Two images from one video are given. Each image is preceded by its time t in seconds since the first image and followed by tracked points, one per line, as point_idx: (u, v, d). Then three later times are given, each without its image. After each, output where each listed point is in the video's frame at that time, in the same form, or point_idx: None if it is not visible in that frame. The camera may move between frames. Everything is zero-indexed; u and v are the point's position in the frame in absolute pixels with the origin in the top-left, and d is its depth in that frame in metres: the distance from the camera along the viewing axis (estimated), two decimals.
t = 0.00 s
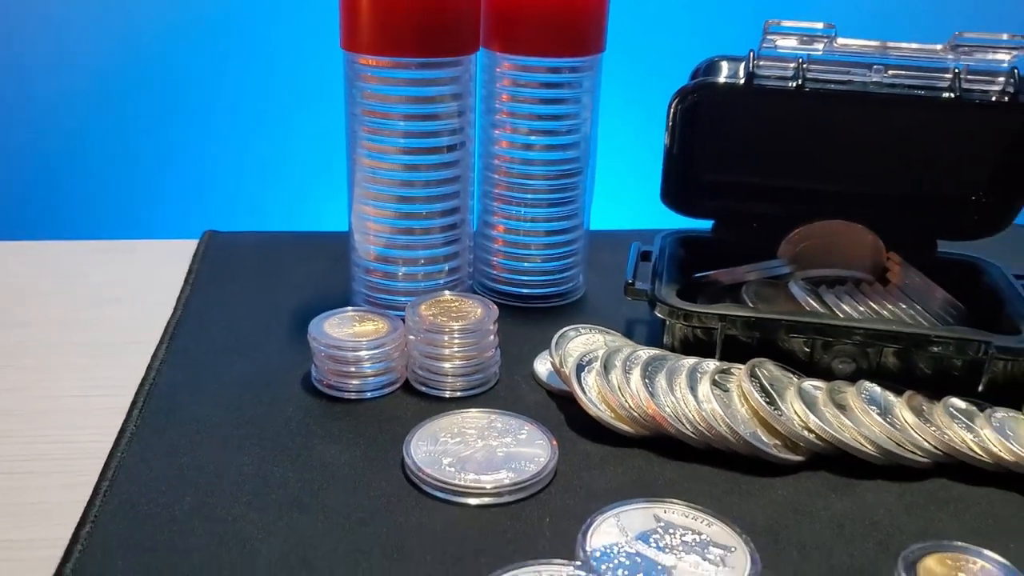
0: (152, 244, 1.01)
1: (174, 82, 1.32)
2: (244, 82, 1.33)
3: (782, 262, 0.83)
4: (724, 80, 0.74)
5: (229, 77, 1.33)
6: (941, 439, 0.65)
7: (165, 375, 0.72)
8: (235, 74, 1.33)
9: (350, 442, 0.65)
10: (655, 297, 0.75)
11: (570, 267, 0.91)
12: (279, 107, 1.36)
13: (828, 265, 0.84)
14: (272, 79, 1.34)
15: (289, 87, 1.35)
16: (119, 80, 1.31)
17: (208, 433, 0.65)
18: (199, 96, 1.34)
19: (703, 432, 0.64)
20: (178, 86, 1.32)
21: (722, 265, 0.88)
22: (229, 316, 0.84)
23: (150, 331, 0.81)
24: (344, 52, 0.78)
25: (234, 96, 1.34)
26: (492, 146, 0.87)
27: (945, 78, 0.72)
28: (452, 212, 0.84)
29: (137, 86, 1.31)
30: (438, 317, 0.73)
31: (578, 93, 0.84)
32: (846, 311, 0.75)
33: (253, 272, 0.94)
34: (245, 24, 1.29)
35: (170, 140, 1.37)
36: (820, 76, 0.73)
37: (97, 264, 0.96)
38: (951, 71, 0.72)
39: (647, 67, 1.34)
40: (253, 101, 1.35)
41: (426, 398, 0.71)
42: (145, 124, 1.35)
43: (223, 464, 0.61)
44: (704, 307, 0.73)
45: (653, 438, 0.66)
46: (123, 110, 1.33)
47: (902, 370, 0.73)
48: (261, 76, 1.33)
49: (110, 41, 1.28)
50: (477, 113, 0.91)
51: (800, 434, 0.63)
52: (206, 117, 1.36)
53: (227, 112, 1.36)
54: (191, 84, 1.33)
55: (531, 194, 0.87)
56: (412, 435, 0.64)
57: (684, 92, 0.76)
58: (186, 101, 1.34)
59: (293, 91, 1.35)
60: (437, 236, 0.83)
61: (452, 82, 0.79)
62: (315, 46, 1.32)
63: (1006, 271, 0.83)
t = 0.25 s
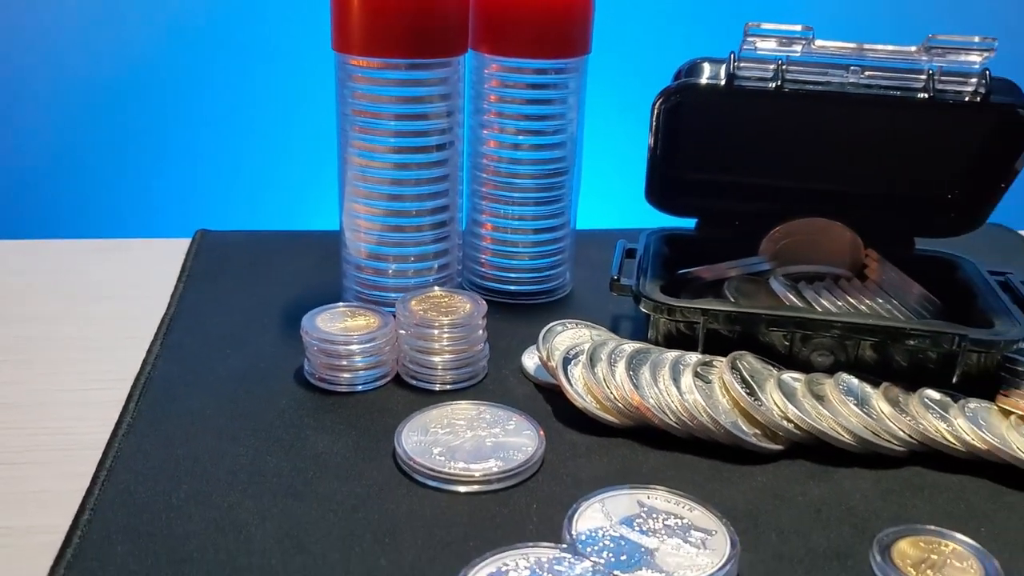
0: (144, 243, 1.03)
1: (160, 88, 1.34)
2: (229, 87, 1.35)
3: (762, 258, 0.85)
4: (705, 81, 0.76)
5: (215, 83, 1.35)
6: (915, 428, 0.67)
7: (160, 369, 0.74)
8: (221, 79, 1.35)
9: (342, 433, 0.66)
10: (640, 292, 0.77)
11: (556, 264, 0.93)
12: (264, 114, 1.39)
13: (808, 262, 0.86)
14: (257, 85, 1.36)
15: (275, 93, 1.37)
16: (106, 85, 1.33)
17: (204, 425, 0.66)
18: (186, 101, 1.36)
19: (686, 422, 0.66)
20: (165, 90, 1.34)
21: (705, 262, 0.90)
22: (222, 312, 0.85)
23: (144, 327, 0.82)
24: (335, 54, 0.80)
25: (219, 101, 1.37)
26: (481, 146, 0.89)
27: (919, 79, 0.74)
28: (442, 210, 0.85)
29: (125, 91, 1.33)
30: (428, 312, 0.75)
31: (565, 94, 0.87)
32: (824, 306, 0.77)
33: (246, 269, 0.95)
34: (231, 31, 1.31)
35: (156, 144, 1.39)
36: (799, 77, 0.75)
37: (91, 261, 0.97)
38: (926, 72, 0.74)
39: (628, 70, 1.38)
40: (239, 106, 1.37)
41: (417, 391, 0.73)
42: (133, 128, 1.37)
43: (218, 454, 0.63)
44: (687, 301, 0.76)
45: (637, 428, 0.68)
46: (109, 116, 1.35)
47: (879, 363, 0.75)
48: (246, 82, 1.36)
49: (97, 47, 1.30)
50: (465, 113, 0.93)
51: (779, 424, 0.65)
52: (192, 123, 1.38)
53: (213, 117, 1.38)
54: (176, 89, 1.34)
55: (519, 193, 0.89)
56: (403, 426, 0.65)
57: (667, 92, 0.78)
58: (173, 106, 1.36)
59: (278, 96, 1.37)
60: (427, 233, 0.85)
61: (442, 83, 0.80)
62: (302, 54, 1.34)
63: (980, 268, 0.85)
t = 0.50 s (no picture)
0: (142, 238, 1.04)
1: (158, 78, 1.40)
2: (225, 77, 1.42)
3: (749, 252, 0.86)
4: (692, 77, 0.78)
5: (213, 73, 1.41)
6: (896, 415, 0.68)
7: (158, 358, 0.75)
8: (216, 68, 1.41)
9: (336, 421, 0.68)
10: (628, 284, 0.78)
11: (547, 259, 0.95)
12: (259, 102, 1.45)
13: (794, 255, 0.88)
14: (252, 72, 1.42)
15: (268, 83, 1.44)
16: (107, 76, 1.39)
17: (201, 411, 0.68)
18: (183, 91, 1.42)
19: (672, 409, 0.67)
20: (164, 80, 1.41)
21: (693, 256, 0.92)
22: (219, 304, 0.87)
23: (142, 319, 0.84)
24: (329, 50, 0.82)
25: (217, 91, 1.43)
26: (473, 141, 0.91)
27: (900, 75, 0.76)
28: (434, 204, 0.87)
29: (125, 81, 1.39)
30: (420, 303, 0.76)
31: (555, 90, 0.88)
32: (808, 297, 0.79)
33: (242, 262, 0.97)
34: (226, 23, 1.38)
35: (156, 131, 1.45)
36: (783, 73, 0.77)
37: (90, 256, 0.99)
38: (906, 68, 0.76)
39: (619, 70, 1.42)
40: (235, 94, 1.44)
41: (410, 381, 0.75)
42: (135, 117, 1.43)
43: (214, 438, 0.64)
44: (674, 293, 0.77)
45: (625, 416, 0.69)
46: (111, 105, 1.41)
47: (862, 353, 0.76)
48: (240, 70, 1.42)
49: (97, 41, 1.36)
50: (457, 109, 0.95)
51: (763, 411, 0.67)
52: (190, 109, 1.44)
53: (210, 105, 1.44)
54: (175, 80, 1.41)
55: (510, 188, 0.91)
56: (395, 413, 0.67)
57: (655, 87, 0.80)
58: (171, 94, 1.42)
59: (272, 86, 1.44)
60: (419, 227, 0.86)
61: (433, 79, 0.82)
62: (294, 44, 1.41)
63: (963, 261, 0.87)
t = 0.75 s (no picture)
0: (138, 233, 1.06)
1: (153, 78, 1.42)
2: (217, 77, 1.44)
3: (732, 244, 0.88)
4: (676, 69, 0.80)
5: (209, 72, 1.43)
6: (874, 399, 0.70)
7: (152, 346, 0.77)
8: (208, 69, 1.43)
9: (326, 405, 0.69)
10: (613, 274, 0.80)
11: (535, 251, 0.97)
12: (251, 102, 1.46)
13: (777, 247, 0.89)
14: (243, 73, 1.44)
15: (260, 83, 1.45)
16: (102, 76, 1.40)
17: (194, 396, 0.69)
18: (177, 92, 1.44)
19: (655, 395, 0.69)
20: (158, 79, 1.42)
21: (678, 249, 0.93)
22: (213, 295, 0.88)
23: (137, 309, 0.85)
24: (320, 45, 0.83)
25: (213, 89, 1.45)
26: (462, 136, 0.93)
27: (879, 68, 0.77)
28: (424, 197, 0.89)
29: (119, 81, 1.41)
30: (409, 293, 0.78)
31: (542, 85, 0.90)
32: (790, 287, 0.80)
33: (236, 255, 0.99)
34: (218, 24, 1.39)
35: (150, 131, 1.47)
36: (764, 67, 0.78)
37: (87, 250, 1.00)
38: (884, 62, 0.77)
39: (590, 83, 1.46)
40: (227, 95, 1.45)
41: (399, 368, 0.76)
42: (131, 115, 1.45)
43: (206, 421, 0.66)
44: (658, 282, 0.79)
45: (609, 402, 0.71)
46: (105, 105, 1.43)
47: (843, 341, 0.78)
48: (232, 71, 1.43)
49: (92, 41, 1.37)
50: (446, 105, 0.96)
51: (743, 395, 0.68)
52: (184, 110, 1.46)
53: (203, 106, 1.46)
54: (169, 80, 1.43)
55: (499, 182, 0.93)
56: (383, 398, 0.68)
57: (639, 81, 0.82)
58: (164, 95, 1.44)
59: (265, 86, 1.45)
60: (409, 219, 0.88)
61: (422, 73, 0.84)
62: (285, 45, 1.42)
63: (943, 252, 0.88)
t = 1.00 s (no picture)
0: (133, 227, 1.07)
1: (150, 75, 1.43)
2: (212, 75, 1.45)
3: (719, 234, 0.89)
4: (662, 60, 0.81)
5: (205, 68, 1.44)
6: (856, 384, 0.71)
7: (146, 333, 0.78)
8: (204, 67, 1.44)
9: (317, 390, 0.70)
10: (601, 263, 0.81)
11: (525, 242, 0.99)
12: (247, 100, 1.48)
13: (764, 237, 0.90)
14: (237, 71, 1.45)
15: (253, 79, 1.46)
16: (99, 74, 1.42)
17: (187, 380, 0.70)
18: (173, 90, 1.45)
19: (641, 379, 0.70)
20: (154, 75, 1.43)
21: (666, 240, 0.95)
22: (206, 284, 0.89)
23: (132, 299, 0.86)
24: (313, 38, 0.84)
25: (209, 85, 1.46)
26: (453, 128, 0.94)
27: (862, 59, 0.79)
28: (416, 187, 0.90)
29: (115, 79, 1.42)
30: (400, 280, 0.79)
31: (533, 78, 0.92)
32: (775, 275, 0.82)
33: (230, 247, 1.00)
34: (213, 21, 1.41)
35: (146, 128, 1.48)
36: (750, 58, 0.80)
37: (82, 243, 1.01)
38: (867, 53, 0.79)
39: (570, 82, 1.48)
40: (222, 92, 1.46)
41: (389, 355, 0.77)
42: (128, 110, 1.46)
43: (198, 404, 0.67)
44: (645, 271, 0.80)
45: (596, 387, 0.72)
46: (101, 101, 1.44)
47: (826, 328, 0.79)
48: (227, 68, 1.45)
49: (89, 40, 1.39)
50: (437, 98, 0.98)
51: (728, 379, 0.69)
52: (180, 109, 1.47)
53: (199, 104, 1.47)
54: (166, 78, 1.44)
55: (490, 173, 0.94)
56: (373, 383, 0.69)
57: (627, 71, 0.83)
58: (160, 92, 1.45)
59: (259, 83, 1.47)
60: (400, 209, 0.89)
61: (413, 65, 0.85)
62: (281, 43, 1.44)
63: (928, 243, 0.89)
